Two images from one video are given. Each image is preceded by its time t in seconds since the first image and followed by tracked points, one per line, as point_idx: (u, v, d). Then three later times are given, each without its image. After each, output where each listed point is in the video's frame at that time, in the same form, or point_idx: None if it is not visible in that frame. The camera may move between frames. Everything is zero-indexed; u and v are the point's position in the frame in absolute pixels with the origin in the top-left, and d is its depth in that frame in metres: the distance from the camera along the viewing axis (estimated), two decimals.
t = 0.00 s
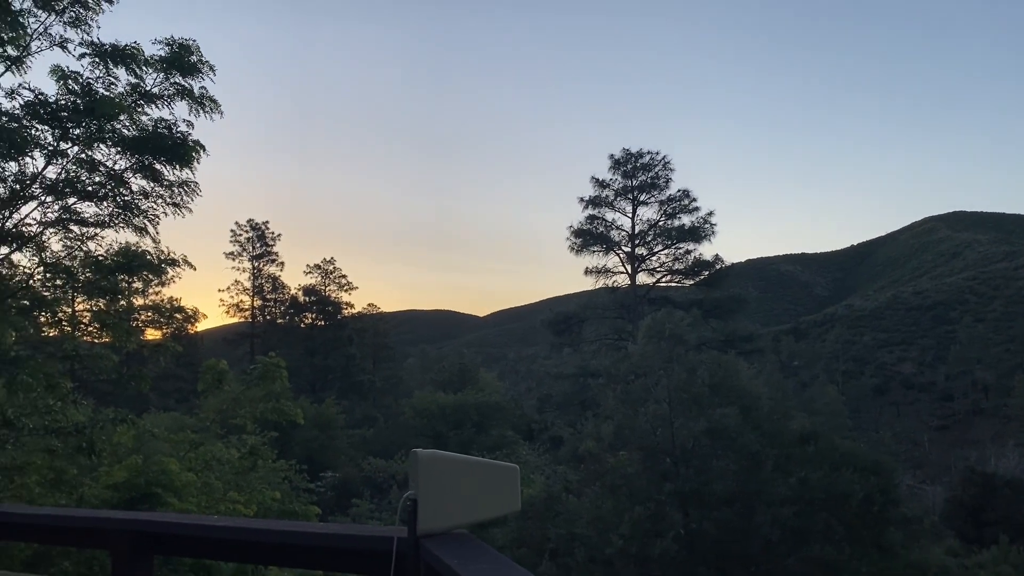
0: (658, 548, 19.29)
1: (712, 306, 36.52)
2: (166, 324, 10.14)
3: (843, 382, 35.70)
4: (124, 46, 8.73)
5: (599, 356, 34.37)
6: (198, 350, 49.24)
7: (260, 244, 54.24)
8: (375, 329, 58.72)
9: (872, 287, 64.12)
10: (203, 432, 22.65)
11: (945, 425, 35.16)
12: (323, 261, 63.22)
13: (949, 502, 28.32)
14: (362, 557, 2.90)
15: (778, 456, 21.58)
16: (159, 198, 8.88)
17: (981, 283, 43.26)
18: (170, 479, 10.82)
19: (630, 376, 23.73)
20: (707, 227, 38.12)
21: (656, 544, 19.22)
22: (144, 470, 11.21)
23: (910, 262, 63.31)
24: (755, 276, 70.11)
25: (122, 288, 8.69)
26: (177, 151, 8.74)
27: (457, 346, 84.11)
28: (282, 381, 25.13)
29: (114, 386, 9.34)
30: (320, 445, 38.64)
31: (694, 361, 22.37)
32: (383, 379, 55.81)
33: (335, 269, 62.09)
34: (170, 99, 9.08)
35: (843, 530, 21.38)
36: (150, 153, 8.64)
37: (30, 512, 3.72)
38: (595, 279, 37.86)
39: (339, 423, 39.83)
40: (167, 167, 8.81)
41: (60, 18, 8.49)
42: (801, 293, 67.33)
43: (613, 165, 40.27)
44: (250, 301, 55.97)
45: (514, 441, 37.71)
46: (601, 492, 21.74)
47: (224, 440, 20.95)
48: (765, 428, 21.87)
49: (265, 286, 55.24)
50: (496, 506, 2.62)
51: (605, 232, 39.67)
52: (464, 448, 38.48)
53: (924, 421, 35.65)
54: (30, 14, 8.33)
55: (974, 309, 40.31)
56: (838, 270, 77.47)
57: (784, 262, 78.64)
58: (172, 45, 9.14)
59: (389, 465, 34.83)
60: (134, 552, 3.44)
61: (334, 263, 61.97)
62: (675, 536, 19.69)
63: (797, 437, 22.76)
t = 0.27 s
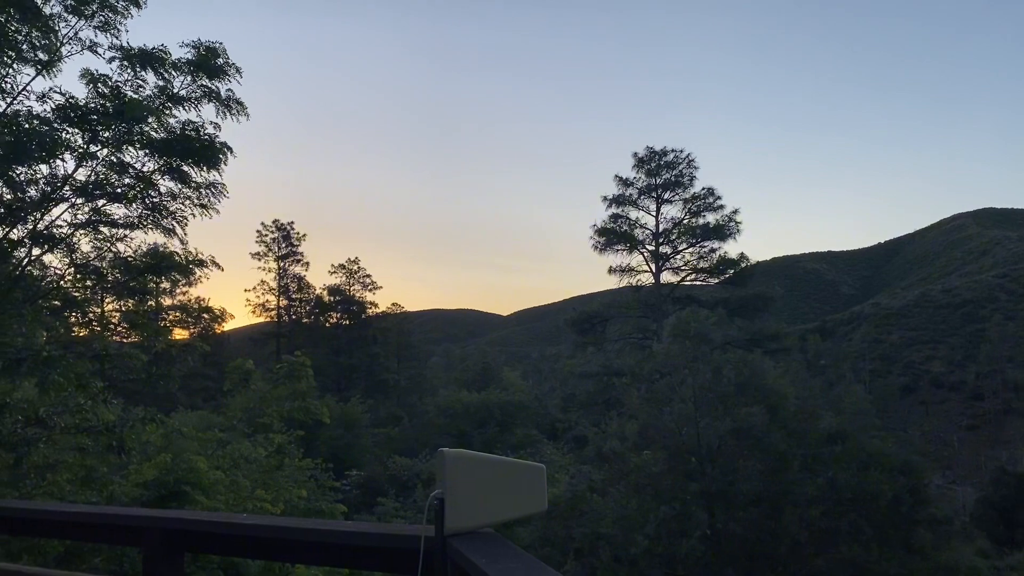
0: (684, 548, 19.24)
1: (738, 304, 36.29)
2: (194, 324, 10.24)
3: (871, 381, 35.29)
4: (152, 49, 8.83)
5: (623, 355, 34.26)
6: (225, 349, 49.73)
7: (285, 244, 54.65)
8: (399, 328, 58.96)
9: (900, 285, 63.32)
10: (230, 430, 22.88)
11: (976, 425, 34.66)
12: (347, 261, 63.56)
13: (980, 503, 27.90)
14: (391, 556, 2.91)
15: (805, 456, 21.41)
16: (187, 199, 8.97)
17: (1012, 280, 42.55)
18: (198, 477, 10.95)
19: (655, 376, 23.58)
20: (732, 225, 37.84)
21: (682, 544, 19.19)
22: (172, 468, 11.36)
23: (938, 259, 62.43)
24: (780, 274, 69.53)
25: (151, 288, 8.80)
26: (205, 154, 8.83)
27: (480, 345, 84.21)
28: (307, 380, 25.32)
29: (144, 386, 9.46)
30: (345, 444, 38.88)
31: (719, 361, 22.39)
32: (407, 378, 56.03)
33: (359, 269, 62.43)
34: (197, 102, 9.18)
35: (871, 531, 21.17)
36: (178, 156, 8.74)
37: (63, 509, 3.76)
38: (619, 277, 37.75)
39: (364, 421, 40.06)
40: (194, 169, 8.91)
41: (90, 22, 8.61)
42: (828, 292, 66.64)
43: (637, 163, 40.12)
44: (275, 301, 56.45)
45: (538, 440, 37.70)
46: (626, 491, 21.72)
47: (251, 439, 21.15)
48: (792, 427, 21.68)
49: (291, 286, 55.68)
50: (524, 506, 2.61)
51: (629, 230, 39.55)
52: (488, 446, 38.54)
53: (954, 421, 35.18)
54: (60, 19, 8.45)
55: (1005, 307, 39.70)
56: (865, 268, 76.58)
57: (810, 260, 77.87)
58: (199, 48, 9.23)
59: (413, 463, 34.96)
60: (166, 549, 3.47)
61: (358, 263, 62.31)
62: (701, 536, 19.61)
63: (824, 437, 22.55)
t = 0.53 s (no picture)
0: (709, 548, 19.18)
1: (762, 304, 36.01)
2: (220, 324, 10.34)
3: (898, 381, 34.89)
4: (179, 53, 8.93)
5: (646, 355, 34.17)
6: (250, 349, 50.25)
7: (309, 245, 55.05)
8: (422, 328, 59.19)
9: (928, 284, 62.50)
10: (256, 430, 23.11)
11: (1006, 425, 34.12)
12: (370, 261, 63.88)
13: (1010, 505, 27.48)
14: (418, 554, 2.92)
15: (831, 456, 21.25)
16: (213, 201, 9.06)
17: None
18: (225, 475, 11.08)
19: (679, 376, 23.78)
20: (757, 224, 37.56)
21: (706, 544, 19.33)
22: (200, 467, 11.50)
23: (968, 257, 61.54)
24: (806, 273, 68.88)
25: (178, 288, 8.89)
26: (231, 156, 8.91)
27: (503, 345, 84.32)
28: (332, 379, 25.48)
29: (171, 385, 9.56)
30: (369, 443, 39.09)
31: (744, 360, 22.35)
32: (430, 378, 56.22)
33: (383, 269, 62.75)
34: (223, 104, 9.26)
35: (899, 532, 20.96)
36: (205, 158, 8.83)
37: (91, 507, 3.80)
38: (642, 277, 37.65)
39: (387, 421, 40.24)
40: (221, 171, 8.99)
41: (118, 26, 8.72)
42: (854, 291, 65.94)
43: (660, 162, 39.98)
44: (300, 302, 56.90)
45: (561, 440, 37.67)
46: (650, 492, 21.69)
47: (277, 438, 21.36)
48: (817, 428, 21.44)
49: (315, 286, 56.08)
50: (550, 507, 2.61)
51: (652, 229, 39.41)
52: (511, 446, 38.60)
53: (983, 421, 34.65)
54: (89, 23, 8.57)
55: None
56: (892, 266, 75.68)
57: (836, 259, 77.09)
58: (225, 52, 9.32)
59: (437, 463, 35.09)
60: (193, 546, 3.49)
61: (381, 263, 62.63)
62: (726, 536, 19.53)
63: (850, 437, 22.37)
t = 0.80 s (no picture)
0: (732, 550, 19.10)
1: (785, 304, 35.73)
2: (243, 324, 10.42)
3: (924, 381, 34.47)
4: (203, 55, 9.01)
5: (668, 355, 34.00)
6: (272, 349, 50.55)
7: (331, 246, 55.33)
8: (443, 328, 59.32)
9: (954, 283, 61.68)
10: (279, 430, 23.25)
11: None
12: (391, 262, 64.12)
13: None
14: (442, 553, 2.91)
15: (857, 457, 21.04)
16: (237, 203, 9.14)
17: None
18: (249, 475, 11.20)
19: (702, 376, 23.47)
20: (780, 223, 37.27)
21: (730, 546, 19.22)
22: (224, 466, 11.62)
23: (995, 256, 60.66)
24: (829, 273, 68.25)
25: (203, 289, 8.96)
26: (254, 157, 8.98)
27: (523, 345, 84.25)
28: (353, 379, 25.62)
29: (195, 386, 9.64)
30: (390, 443, 39.20)
31: (767, 360, 22.26)
32: (451, 378, 56.30)
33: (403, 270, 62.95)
34: (246, 107, 9.34)
35: (926, 534, 20.70)
36: (229, 160, 8.90)
37: (116, 506, 3.82)
38: (664, 277, 37.49)
39: (409, 421, 40.33)
40: (245, 172, 9.06)
41: (143, 30, 8.82)
42: (878, 291, 65.22)
43: (682, 161, 39.78)
44: (322, 302, 57.26)
45: (583, 440, 37.56)
46: (672, 492, 21.63)
47: (299, 438, 21.45)
48: (841, 428, 21.21)
49: (337, 286, 56.41)
50: (572, 507, 2.59)
51: (673, 229, 39.22)
52: (532, 446, 38.57)
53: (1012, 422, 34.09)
54: (114, 27, 8.67)
55: None
56: (917, 265, 74.81)
57: (860, 259, 76.33)
58: (249, 54, 9.39)
59: (458, 462, 35.11)
60: (218, 546, 3.51)
61: (402, 264, 62.84)
62: (749, 538, 19.43)
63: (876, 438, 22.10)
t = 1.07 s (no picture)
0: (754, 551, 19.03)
1: (807, 304, 35.48)
2: (265, 325, 10.49)
3: (948, 382, 34.12)
4: (225, 58, 9.09)
5: (688, 355, 33.87)
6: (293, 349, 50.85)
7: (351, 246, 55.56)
8: (462, 328, 59.44)
9: (979, 282, 60.98)
10: (300, 429, 23.40)
11: None
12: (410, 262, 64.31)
13: None
14: (464, 553, 2.89)
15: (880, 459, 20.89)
16: (259, 204, 9.20)
17: None
18: (271, 474, 11.34)
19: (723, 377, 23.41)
20: (801, 223, 37.01)
21: (751, 548, 19.12)
22: (246, 465, 11.76)
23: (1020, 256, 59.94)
24: (851, 273, 67.71)
25: (225, 289, 9.03)
26: (276, 158, 9.05)
27: (542, 345, 84.23)
28: (374, 379, 25.74)
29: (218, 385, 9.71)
30: (410, 443, 39.33)
31: (789, 361, 22.18)
32: (470, 378, 56.40)
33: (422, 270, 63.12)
34: (268, 109, 9.40)
35: (950, 537, 20.51)
36: (251, 161, 8.97)
37: (136, 503, 3.74)
38: (684, 277, 37.36)
39: (428, 421, 40.43)
40: (267, 173, 9.13)
41: (166, 33, 8.90)
42: (901, 290, 64.62)
43: (702, 161, 39.62)
44: (342, 302, 57.53)
45: (602, 441, 37.51)
46: (693, 493, 21.59)
47: (320, 437, 21.58)
48: (864, 429, 20.95)
49: (357, 287, 56.65)
50: (592, 508, 2.57)
51: (694, 229, 39.05)
52: (552, 447, 38.57)
53: None
54: (138, 30, 8.75)
55: None
56: (940, 265, 74.06)
57: (882, 258, 75.66)
58: (270, 56, 9.46)
59: (478, 462, 35.17)
60: (243, 544, 3.43)
61: (421, 264, 63.02)
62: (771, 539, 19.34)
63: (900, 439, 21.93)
